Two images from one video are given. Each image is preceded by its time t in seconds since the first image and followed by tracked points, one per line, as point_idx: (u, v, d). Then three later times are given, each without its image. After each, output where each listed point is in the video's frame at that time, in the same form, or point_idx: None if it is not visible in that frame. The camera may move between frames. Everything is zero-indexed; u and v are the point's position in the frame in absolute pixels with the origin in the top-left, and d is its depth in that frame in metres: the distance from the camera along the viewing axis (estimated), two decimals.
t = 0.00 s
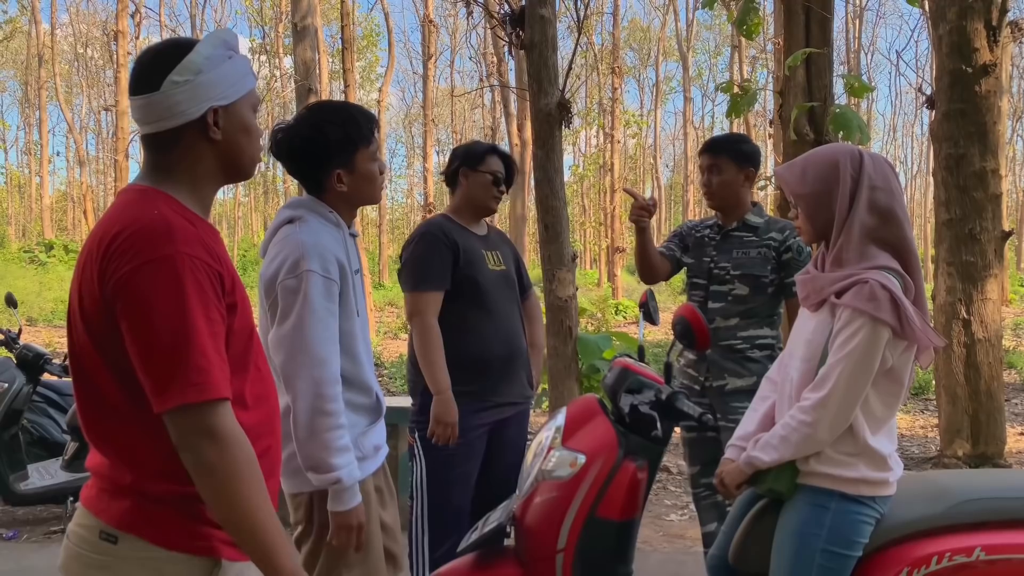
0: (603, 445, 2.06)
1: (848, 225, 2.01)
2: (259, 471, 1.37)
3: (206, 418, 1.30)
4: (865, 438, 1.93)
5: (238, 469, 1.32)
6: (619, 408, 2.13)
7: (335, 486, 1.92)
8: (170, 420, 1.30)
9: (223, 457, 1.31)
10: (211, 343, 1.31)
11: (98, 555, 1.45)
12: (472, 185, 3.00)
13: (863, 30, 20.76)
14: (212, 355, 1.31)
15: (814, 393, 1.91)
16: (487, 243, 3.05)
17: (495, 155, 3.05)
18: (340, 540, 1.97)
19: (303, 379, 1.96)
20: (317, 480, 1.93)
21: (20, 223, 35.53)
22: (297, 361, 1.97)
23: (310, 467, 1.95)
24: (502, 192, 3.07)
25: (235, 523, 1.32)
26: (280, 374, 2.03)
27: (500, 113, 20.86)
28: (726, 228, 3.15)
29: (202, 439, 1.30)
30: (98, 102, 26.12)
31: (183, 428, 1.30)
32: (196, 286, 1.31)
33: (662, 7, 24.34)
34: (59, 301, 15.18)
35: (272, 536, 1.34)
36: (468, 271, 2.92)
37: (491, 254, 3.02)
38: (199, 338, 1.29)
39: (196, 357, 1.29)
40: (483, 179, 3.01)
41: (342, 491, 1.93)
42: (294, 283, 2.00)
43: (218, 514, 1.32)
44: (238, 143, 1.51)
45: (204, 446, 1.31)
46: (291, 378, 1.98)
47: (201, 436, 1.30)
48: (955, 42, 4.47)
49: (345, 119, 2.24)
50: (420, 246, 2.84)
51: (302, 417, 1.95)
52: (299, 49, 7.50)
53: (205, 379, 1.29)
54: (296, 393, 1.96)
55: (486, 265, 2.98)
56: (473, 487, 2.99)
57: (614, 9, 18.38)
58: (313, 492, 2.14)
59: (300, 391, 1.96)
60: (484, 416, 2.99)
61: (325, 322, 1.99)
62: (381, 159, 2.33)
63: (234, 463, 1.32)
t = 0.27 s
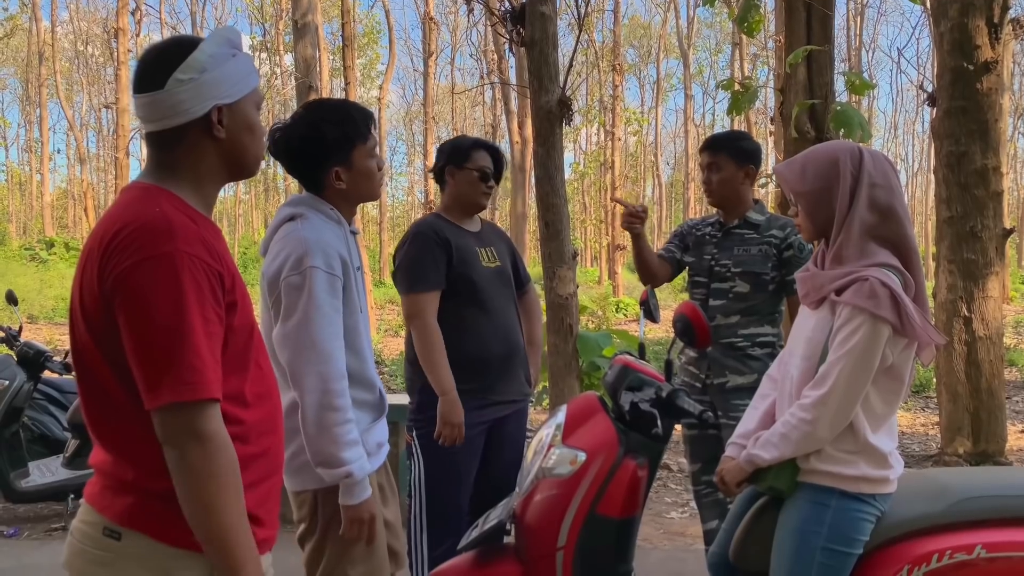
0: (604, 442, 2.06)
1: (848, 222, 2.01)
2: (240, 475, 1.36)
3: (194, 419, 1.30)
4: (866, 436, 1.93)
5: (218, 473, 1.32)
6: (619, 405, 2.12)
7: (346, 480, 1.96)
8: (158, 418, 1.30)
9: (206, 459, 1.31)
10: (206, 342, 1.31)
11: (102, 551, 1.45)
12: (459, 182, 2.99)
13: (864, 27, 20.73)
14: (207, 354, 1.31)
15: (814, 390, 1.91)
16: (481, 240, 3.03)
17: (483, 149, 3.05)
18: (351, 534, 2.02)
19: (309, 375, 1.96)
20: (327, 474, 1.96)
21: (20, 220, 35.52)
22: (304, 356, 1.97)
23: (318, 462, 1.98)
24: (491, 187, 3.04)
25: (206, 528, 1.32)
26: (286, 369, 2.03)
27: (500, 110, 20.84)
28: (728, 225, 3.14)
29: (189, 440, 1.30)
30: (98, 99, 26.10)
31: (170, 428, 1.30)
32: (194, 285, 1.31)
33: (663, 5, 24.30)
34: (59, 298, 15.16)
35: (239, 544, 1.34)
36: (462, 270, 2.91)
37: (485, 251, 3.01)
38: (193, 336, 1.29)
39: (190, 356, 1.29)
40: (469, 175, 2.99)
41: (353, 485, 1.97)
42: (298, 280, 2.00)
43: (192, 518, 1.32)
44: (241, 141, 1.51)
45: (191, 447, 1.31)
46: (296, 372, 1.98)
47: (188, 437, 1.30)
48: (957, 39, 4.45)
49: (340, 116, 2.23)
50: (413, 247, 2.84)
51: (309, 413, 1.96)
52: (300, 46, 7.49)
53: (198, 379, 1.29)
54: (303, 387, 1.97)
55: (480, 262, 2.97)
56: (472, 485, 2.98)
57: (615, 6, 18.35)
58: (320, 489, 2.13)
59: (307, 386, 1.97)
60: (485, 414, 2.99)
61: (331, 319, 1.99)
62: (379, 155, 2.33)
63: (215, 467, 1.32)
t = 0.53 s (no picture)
0: (604, 440, 2.06)
1: (847, 221, 2.01)
2: (233, 475, 1.36)
3: (189, 418, 1.30)
4: (866, 434, 1.93)
5: (211, 474, 1.32)
6: (619, 403, 2.13)
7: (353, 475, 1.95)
8: (156, 415, 1.30)
9: (200, 459, 1.31)
10: (207, 341, 1.31)
11: (107, 547, 1.45)
12: (446, 187, 2.98)
13: (865, 25, 20.71)
14: (207, 353, 1.31)
15: (814, 389, 1.90)
16: (473, 239, 3.03)
17: (470, 149, 3.03)
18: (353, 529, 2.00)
19: (317, 369, 1.97)
20: (333, 469, 1.96)
21: (21, 218, 35.51)
22: (312, 351, 1.97)
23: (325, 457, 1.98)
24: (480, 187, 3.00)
25: (196, 528, 1.32)
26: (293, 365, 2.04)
27: (501, 108, 20.82)
28: (727, 224, 3.14)
29: (183, 439, 1.30)
30: (99, 97, 26.09)
31: (166, 427, 1.30)
32: (196, 283, 1.31)
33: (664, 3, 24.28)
34: (60, 296, 15.16)
35: (228, 546, 1.33)
36: (456, 270, 2.93)
37: (478, 249, 3.02)
38: (194, 334, 1.29)
39: (189, 355, 1.29)
40: (454, 178, 2.98)
41: (357, 481, 1.96)
42: (303, 275, 2.00)
43: (184, 518, 1.32)
44: (245, 140, 1.51)
45: (184, 447, 1.31)
46: (304, 368, 1.98)
47: (183, 436, 1.30)
48: (958, 38, 4.45)
49: (332, 116, 2.23)
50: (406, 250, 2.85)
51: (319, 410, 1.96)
52: (300, 44, 7.48)
53: (195, 377, 1.29)
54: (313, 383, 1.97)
55: (473, 261, 2.98)
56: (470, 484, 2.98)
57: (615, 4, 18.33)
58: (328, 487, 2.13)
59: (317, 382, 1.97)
60: (486, 412, 2.98)
61: (337, 314, 2.00)
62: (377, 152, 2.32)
63: (209, 468, 1.32)
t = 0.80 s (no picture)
0: (606, 439, 2.06)
1: (848, 220, 2.00)
2: (256, 469, 1.36)
3: (207, 415, 1.30)
4: (867, 434, 1.92)
5: (233, 467, 1.32)
6: (620, 403, 2.13)
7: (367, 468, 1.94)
8: (172, 413, 1.30)
9: (221, 454, 1.31)
10: (218, 339, 1.31)
11: (109, 544, 1.45)
12: (437, 197, 2.98)
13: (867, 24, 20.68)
14: (220, 352, 1.31)
15: (815, 389, 1.90)
16: (467, 240, 3.07)
17: (462, 161, 2.96)
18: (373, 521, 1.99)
19: (325, 361, 1.96)
20: (345, 462, 1.95)
21: (22, 218, 35.53)
22: (319, 343, 1.96)
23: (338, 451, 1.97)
24: (469, 200, 3.00)
25: (226, 521, 1.32)
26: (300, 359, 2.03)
27: (502, 108, 20.81)
28: (726, 224, 3.14)
29: (204, 436, 1.30)
30: (100, 97, 26.08)
31: (183, 423, 1.30)
32: (206, 281, 1.31)
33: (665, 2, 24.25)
34: (62, 296, 15.16)
35: (260, 536, 1.34)
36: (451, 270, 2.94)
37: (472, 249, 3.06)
38: (206, 333, 1.29)
39: (202, 353, 1.29)
40: (444, 191, 2.97)
41: (371, 471, 1.95)
42: (309, 269, 2.00)
43: (209, 511, 1.32)
44: (252, 141, 1.51)
45: (206, 443, 1.31)
46: (312, 361, 1.98)
47: (202, 433, 1.30)
48: (960, 36, 4.44)
49: (323, 115, 2.22)
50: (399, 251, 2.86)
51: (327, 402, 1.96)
52: (301, 44, 7.48)
53: (210, 374, 1.29)
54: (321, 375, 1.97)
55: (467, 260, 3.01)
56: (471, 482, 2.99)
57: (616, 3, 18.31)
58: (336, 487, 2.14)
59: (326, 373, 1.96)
60: (485, 411, 2.98)
61: (344, 307, 2.00)
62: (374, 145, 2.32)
63: (231, 462, 1.32)
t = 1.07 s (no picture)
0: (606, 439, 2.06)
1: (849, 219, 2.00)
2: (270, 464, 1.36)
3: (223, 412, 1.30)
4: (868, 433, 1.92)
5: (250, 462, 1.33)
6: (621, 402, 2.13)
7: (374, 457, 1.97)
8: (187, 413, 1.30)
9: (237, 449, 1.31)
10: (233, 340, 1.32)
11: (109, 544, 1.45)
12: (430, 197, 3.00)
13: (867, 23, 20.66)
14: (235, 352, 1.32)
15: (816, 387, 1.90)
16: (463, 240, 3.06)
17: (454, 161, 2.97)
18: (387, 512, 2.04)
19: (326, 355, 1.96)
20: (352, 454, 1.97)
21: (23, 219, 35.54)
22: (319, 337, 1.96)
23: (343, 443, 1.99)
24: (464, 198, 3.02)
25: (245, 515, 1.32)
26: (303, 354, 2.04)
27: (503, 107, 20.79)
28: (722, 224, 3.14)
29: (219, 431, 1.30)
30: (100, 97, 26.06)
31: (199, 421, 1.30)
32: (218, 281, 1.31)
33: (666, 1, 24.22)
34: (63, 296, 15.15)
35: (281, 530, 1.34)
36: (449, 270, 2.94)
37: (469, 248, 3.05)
38: (221, 333, 1.30)
39: (218, 353, 1.29)
40: (438, 193, 2.99)
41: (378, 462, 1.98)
42: (310, 263, 2.01)
43: (226, 504, 1.32)
44: (257, 142, 1.51)
45: (220, 438, 1.31)
46: (313, 354, 1.98)
47: (217, 428, 1.30)
48: (961, 35, 4.43)
49: (318, 112, 2.24)
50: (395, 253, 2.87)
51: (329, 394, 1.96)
52: (301, 43, 7.47)
53: (227, 373, 1.30)
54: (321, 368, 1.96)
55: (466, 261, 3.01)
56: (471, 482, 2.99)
57: (616, 3, 18.30)
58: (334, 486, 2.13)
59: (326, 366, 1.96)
60: (485, 410, 2.97)
61: (348, 300, 2.01)
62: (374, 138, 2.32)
63: (247, 457, 1.32)
